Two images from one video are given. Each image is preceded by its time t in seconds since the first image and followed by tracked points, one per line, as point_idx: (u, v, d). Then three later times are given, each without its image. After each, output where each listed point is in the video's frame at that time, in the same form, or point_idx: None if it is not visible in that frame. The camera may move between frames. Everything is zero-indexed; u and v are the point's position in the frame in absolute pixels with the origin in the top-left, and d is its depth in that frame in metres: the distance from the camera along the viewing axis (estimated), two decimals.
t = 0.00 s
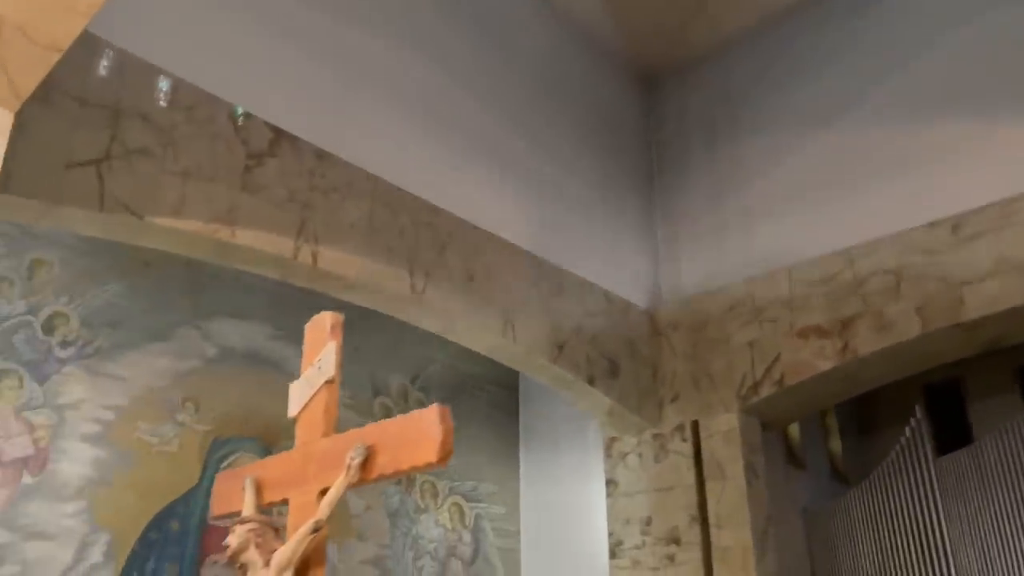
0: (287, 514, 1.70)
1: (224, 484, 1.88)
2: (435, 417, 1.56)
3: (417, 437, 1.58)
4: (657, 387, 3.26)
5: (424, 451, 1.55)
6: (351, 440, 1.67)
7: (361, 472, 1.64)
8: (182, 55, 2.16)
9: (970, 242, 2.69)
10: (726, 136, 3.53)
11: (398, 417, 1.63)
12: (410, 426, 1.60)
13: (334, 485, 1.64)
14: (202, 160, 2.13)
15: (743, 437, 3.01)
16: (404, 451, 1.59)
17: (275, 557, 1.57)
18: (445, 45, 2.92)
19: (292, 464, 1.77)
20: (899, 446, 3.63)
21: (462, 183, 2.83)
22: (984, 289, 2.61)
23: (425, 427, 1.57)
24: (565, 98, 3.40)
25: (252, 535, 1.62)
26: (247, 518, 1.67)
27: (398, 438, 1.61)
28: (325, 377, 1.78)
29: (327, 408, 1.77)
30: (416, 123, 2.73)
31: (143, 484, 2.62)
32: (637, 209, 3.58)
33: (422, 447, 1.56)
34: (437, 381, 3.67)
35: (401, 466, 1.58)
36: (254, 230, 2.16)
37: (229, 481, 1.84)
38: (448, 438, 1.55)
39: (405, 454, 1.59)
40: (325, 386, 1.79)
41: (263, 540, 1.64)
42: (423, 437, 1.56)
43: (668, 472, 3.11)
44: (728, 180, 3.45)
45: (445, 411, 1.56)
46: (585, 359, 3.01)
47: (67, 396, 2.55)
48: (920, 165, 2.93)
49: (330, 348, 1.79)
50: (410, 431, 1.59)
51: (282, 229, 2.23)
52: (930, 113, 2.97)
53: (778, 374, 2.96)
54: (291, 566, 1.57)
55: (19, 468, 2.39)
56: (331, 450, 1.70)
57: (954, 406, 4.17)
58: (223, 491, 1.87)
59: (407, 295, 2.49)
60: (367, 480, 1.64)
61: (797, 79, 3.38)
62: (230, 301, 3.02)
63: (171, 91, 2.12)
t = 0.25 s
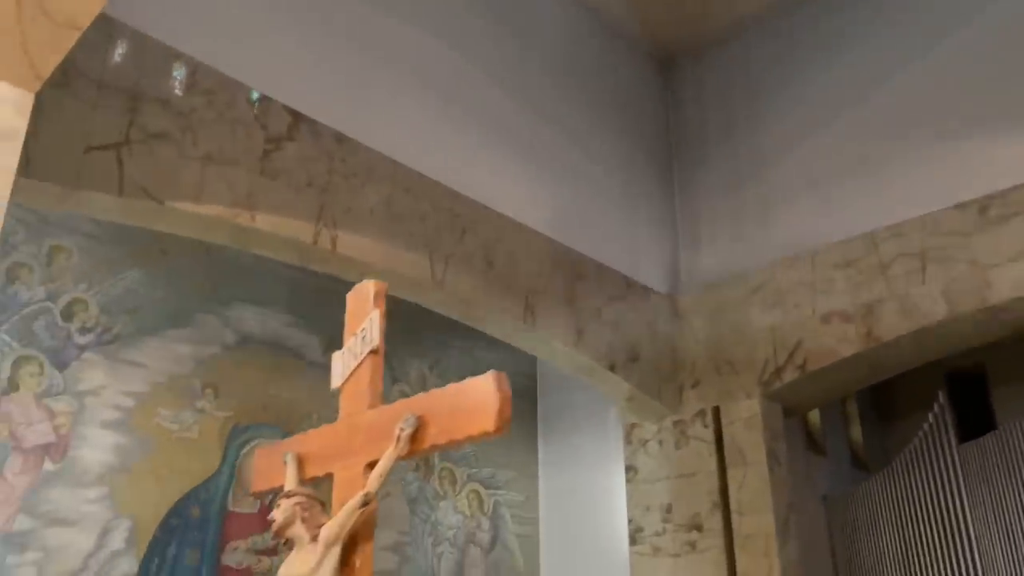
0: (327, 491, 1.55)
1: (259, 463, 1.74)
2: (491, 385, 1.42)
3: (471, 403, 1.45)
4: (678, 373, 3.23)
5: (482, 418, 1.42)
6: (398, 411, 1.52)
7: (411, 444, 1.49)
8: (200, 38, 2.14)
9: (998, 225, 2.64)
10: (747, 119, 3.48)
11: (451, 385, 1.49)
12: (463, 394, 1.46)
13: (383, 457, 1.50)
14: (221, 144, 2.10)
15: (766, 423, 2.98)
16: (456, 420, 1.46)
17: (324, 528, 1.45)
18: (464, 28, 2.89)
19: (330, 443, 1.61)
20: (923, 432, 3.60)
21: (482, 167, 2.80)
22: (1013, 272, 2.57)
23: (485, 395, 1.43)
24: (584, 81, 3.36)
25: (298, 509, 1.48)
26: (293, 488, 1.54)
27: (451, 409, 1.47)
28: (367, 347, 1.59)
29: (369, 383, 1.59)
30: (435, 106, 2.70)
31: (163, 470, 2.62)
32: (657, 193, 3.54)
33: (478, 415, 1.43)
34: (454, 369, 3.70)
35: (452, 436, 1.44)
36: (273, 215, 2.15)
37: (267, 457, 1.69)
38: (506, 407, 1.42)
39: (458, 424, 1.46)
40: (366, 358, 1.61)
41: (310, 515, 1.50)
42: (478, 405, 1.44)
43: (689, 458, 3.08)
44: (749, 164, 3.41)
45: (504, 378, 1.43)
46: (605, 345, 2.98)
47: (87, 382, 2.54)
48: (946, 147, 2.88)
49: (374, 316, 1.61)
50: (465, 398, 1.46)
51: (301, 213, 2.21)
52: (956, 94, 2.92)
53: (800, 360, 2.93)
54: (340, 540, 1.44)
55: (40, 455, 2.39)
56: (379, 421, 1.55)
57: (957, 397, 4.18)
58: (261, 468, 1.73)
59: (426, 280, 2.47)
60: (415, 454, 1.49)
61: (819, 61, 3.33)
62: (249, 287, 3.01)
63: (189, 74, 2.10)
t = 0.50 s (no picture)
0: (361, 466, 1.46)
1: (289, 440, 1.66)
2: (532, 352, 1.32)
3: (511, 372, 1.35)
4: (690, 362, 3.22)
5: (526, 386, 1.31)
6: (433, 382, 1.43)
7: (448, 415, 1.39)
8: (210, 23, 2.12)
9: (1016, 210, 2.61)
10: (759, 105, 3.45)
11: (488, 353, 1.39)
12: (502, 362, 1.36)
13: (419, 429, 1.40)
14: (233, 129, 2.09)
15: (779, 411, 2.96)
16: (494, 390, 1.36)
17: (360, 500, 1.36)
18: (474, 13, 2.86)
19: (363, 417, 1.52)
20: (935, 422, 3.58)
21: (493, 153, 2.78)
22: None
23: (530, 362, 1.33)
24: (595, 67, 3.33)
25: (333, 481, 1.39)
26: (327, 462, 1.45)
27: (490, 377, 1.37)
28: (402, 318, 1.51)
29: (404, 354, 1.50)
30: (446, 92, 2.68)
31: (175, 459, 2.61)
32: (668, 180, 3.51)
33: (518, 384, 1.33)
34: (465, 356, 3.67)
35: (492, 406, 1.34)
36: (285, 200, 2.13)
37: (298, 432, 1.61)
38: (550, 375, 1.31)
39: (497, 394, 1.36)
40: (400, 328, 1.52)
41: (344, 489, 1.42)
42: (518, 374, 1.34)
43: (702, 447, 3.06)
44: (762, 150, 3.38)
45: (547, 344, 1.32)
46: (617, 333, 2.96)
47: (99, 370, 2.53)
48: (962, 132, 2.84)
49: (408, 284, 1.52)
50: (503, 367, 1.36)
51: (313, 199, 2.19)
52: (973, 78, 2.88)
53: (814, 348, 2.90)
54: (377, 514, 1.35)
55: (52, 442, 2.38)
56: (414, 391, 1.46)
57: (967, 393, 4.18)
58: (292, 443, 1.65)
59: (439, 267, 2.46)
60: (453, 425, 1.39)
61: (833, 46, 3.29)
62: (259, 275, 3.00)
63: (199, 59, 2.08)
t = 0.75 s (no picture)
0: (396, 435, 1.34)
1: (316, 413, 1.54)
2: (584, 308, 1.21)
3: (560, 330, 1.23)
4: (699, 349, 3.19)
5: (576, 345, 1.20)
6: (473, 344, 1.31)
7: (490, 379, 1.27)
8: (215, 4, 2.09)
9: None
10: (770, 90, 3.42)
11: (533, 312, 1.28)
12: (549, 321, 1.25)
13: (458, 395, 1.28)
14: (240, 111, 2.06)
15: (790, 398, 2.93)
16: (541, 350, 1.24)
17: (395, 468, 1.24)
18: None
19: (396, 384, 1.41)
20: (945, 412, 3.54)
21: (503, 138, 2.75)
22: None
23: (580, 319, 1.21)
24: (604, 52, 3.29)
25: (367, 449, 1.27)
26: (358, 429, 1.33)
27: (536, 338, 1.25)
28: (436, 278, 1.40)
29: (440, 315, 1.39)
30: (454, 75, 2.65)
31: (182, 445, 2.60)
32: (678, 166, 3.48)
33: (568, 343, 1.21)
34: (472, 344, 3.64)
35: (539, 367, 1.23)
36: (294, 183, 2.10)
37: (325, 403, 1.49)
38: (604, 333, 1.20)
39: (544, 355, 1.25)
40: (435, 289, 1.41)
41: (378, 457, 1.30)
42: (568, 333, 1.22)
43: (712, 434, 3.04)
44: (772, 135, 3.34)
45: (598, 300, 1.21)
46: (627, 320, 2.94)
47: (105, 356, 2.51)
48: (977, 115, 2.80)
49: (442, 242, 1.41)
50: (551, 327, 1.24)
51: (322, 182, 2.16)
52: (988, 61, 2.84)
53: (826, 335, 2.87)
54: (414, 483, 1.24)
55: (59, 428, 2.36)
56: (452, 355, 1.34)
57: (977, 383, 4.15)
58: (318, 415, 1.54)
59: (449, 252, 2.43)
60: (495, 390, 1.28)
61: (845, 29, 3.25)
62: (265, 261, 2.98)
63: (206, 40, 2.05)
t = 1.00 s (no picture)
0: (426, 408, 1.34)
1: (336, 386, 1.53)
2: (634, 271, 1.19)
3: (609, 294, 1.22)
4: (704, 339, 3.17)
5: (627, 309, 1.19)
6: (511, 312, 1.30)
7: (528, 348, 1.26)
8: None
9: None
10: (776, 78, 3.39)
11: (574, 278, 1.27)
12: (597, 284, 1.23)
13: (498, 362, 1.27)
14: (243, 94, 2.03)
15: (796, 388, 2.92)
16: (589, 314, 1.23)
17: (429, 443, 1.23)
18: None
19: (424, 356, 1.40)
20: (951, 402, 3.51)
21: (508, 125, 2.72)
22: None
23: (630, 281, 1.20)
24: (609, 38, 3.26)
25: (400, 423, 1.27)
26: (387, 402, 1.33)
27: (580, 302, 1.24)
28: (468, 244, 1.40)
29: (472, 283, 1.38)
30: (458, 60, 2.61)
31: (184, 434, 2.58)
32: (683, 155, 3.45)
33: (615, 307, 1.20)
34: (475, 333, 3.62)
35: (585, 331, 1.22)
36: (298, 168, 2.08)
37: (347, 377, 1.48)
38: (655, 296, 1.19)
39: (590, 318, 1.23)
40: (466, 257, 1.41)
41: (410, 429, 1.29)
42: (615, 298, 1.21)
43: (717, 424, 3.02)
44: (778, 124, 3.31)
45: (649, 263, 1.19)
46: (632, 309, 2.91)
47: (105, 343, 2.48)
48: (987, 103, 2.77)
49: (474, 209, 1.41)
50: (596, 292, 1.23)
51: (325, 168, 2.14)
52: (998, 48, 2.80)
53: (832, 324, 2.85)
54: (448, 457, 1.23)
55: (59, 416, 2.34)
56: (488, 322, 1.33)
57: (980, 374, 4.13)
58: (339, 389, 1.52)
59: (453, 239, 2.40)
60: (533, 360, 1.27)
61: (852, 16, 3.22)
62: (267, 249, 2.95)
63: (208, 22, 2.02)
